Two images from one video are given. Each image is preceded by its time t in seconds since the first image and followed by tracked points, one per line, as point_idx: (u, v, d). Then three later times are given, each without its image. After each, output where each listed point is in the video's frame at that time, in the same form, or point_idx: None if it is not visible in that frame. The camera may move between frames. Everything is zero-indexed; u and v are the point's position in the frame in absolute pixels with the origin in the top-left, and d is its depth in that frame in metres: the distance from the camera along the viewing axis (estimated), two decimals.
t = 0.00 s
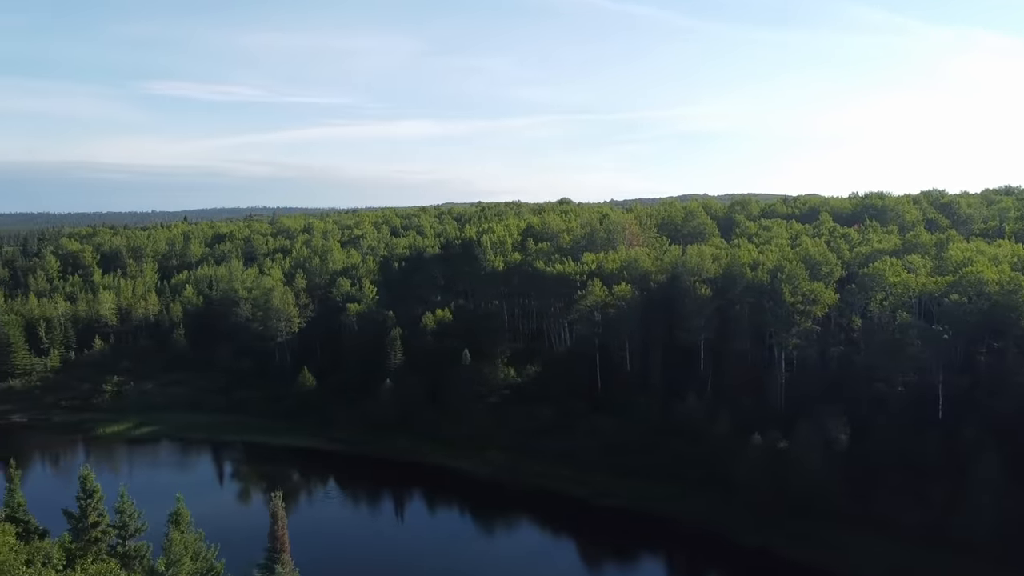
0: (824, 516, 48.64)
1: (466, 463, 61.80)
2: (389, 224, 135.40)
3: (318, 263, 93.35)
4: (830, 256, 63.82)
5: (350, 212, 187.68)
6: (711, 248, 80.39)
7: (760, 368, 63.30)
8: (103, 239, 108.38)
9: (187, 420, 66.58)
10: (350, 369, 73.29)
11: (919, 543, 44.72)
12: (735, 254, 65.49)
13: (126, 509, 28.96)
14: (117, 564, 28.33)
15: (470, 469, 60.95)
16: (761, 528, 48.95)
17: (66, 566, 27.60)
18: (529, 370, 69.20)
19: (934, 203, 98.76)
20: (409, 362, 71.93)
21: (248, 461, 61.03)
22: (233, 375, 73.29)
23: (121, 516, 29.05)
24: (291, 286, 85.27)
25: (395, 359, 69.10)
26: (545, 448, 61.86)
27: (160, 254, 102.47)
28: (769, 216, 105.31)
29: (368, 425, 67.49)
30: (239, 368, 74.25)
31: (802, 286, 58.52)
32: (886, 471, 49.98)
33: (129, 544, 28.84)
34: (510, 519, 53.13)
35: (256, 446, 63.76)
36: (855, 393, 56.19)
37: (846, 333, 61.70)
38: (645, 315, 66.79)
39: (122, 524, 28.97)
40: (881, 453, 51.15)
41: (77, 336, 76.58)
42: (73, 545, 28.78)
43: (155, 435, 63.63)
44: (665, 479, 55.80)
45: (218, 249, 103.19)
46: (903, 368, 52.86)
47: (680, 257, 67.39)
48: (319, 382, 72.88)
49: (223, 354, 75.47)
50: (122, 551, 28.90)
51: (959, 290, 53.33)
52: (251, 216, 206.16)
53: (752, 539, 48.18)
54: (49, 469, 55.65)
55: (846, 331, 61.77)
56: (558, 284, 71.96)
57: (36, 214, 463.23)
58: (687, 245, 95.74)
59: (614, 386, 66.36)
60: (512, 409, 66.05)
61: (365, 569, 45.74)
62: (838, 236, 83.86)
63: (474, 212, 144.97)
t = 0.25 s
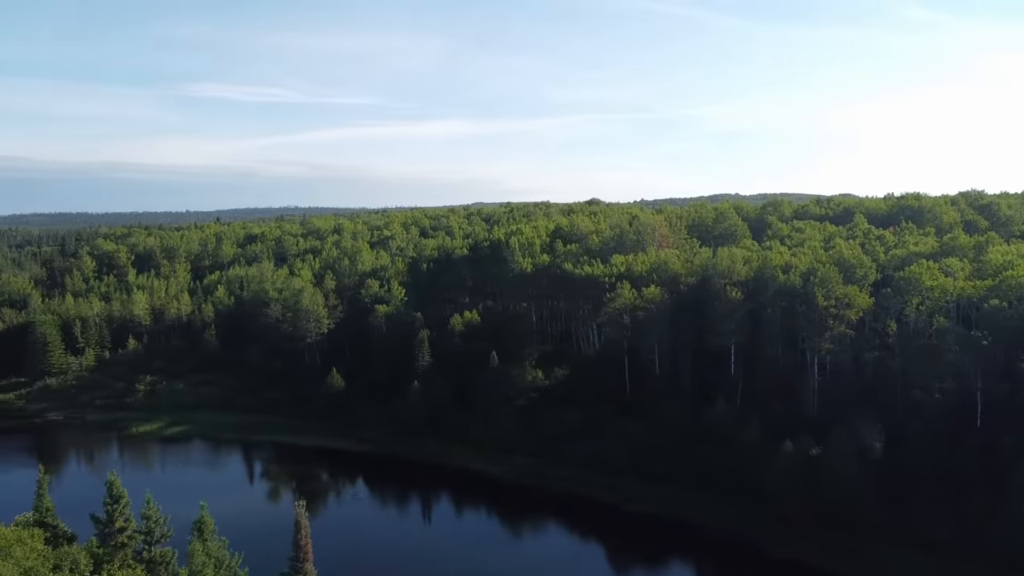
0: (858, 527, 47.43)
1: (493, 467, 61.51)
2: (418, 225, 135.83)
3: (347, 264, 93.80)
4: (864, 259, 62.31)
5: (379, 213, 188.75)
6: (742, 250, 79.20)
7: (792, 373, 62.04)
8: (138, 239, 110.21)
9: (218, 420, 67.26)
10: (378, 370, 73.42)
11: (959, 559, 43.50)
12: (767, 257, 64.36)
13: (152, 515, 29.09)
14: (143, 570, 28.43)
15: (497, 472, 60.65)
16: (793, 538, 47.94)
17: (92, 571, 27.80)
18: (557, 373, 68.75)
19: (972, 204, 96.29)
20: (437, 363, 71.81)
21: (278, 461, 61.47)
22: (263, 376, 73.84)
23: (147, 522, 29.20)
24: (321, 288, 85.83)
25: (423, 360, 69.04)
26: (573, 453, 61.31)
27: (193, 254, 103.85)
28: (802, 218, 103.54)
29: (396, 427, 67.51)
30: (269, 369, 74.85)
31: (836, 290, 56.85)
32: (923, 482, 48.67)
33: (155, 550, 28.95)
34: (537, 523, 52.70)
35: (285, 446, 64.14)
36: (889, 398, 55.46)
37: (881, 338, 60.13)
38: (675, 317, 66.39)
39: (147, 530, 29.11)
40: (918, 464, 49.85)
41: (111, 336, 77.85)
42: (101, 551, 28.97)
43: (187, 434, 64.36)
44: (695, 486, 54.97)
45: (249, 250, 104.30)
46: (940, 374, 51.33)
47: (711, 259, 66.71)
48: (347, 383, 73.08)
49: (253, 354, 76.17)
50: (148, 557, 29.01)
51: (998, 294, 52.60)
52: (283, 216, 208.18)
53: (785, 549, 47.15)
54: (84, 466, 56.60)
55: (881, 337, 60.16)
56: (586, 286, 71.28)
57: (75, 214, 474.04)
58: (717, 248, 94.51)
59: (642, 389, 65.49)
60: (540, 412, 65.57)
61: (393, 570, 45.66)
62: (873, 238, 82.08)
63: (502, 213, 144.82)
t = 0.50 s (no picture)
0: (899, 538, 46.00)
1: (525, 470, 61.12)
2: (452, 225, 136.18)
3: (381, 265, 94.29)
4: (907, 262, 60.47)
5: (413, 213, 189.82)
6: (780, 253, 77.75)
7: (831, 378, 60.84)
8: (177, 240, 112.19)
9: (253, 420, 68.00)
10: (411, 371, 73.57)
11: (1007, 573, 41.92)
12: (806, 259, 62.96)
13: (181, 521, 29.50)
14: None
15: (530, 476, 60.25)
16: (831, 548, 46.75)
17: None
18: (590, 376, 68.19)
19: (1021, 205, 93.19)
20: (469, 366, 71.33)
21: (312, 461, 61.93)
22: (298, 376, 74.59)
23: (177, 528, 29.65)
24: (355, 289, 86.40)
25: (456, 363, 68.97)
26: (606, 457, 60.73)
27: (231, 255, 105.39)
28: (842, 219, 101.30)
29: (429, 429, 67.51)
30: (304, 369, 75.51)
31: (877, 294, 55.59)
32: (968, 493, 47.23)
33: (184, 557, 29.33)
34: (569, 528, 52.16)
35: (319, 446, 64.62)
36: (931, 406, 54.34)
37: (924, 344, 58.71)
38: (712, 320, 64.79)
39: (177, 536, 29.54)
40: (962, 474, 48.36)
41: (151, 335, 79.24)
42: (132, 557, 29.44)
43: (224, 434, 65.17)
44: (731, 493, 53.94)
45: (285, 251, 105.50)
46: (985, 381, 49.96)
47: (747, 262, 65.37)
48: (380, 384, 73.37)
49: (288, 355, 76.95)
50: (178, 564, 29.39)
51: None
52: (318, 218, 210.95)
53: (823, 560, 45.95)
54: (123, 464, 57.65)
55: (924, 342, 58.64)
56: (620, 288, 70.86)
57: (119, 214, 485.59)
58: (754, 250, 92.94)
59: (677, 393, 64.47)
60: (573, 416, 65.02)
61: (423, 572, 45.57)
62: (916, 240, 79.91)
63: (536, 214, 144.25)
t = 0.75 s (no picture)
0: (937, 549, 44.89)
1: (553, 474, 60.66)
2: (481, 226, 136.32)
3: (410, 266, 94.57)
4: (945, 266, 58.78)
5: (442, 214, 190.56)
6: (814, 255, 76.34)
7: (865, 383, 59.52)
8: (210, 241, 113.74)
9: (283, 420, 68.51)
10: (439, 373, 73.53)
11: None
12: (840, 262, 61.68)
13: (207, 527, 29.60)
14: None
15: (557, 480, 59.78)
16: (865, 558, 45.64)
17: None
18: (619, 379, 67.56)
19: None
20: (497, 368, 70.99)
21: (341, 461, 62.27)
22: (327, 377, 75.09)
23: (202, 535, 29.74)
24: (383, 290, 86.72)
25: (484, 365, 68.77)
26: (634, 461, 60.17)
27: (263, 256, 106.61)
28: (877, 220, 99.22)
29: (456, 431, 67.34)
30: (332, 370, 75.93)
31: (913, 297, 53.92)
32: (1007, 505, 46.08)
33: (209, 563, 29.39)
34: (597, 533, 51.53)
35: (347, 446, 64.94)
36: (969, 413, 52.73)
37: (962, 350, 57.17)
38: (742, 324, 63.90)
39: (202, 542, 29.65)
40: (1001, 486, 47.18)
41: (184, 335, 80.30)
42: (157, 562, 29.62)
43: (254, 434, 65.74)
44: (761, 501, 52.95)
45: (316, 251, 106.37)
46: None
47: (780, 264, 64.17)
48: (408, 386, 73.53)
49: (318, 355, 77.45)
50: (203, 570, 29.41)
51: None
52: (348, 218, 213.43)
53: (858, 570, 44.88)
54: (156, 463, 58.51)
55: (962, 348, 57.06)
56: (649, 290, 69.96)
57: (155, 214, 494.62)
58: (787, 252, 91.45)
59: (706, 398, 63.54)
60: (601, 420, 64.44)
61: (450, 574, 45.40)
62: (955, 242, 77.88)
63: (565, 215, 143.66)
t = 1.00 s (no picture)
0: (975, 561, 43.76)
1: (581, 477, 60.12)
2: (510, 227, 136.06)
3: (439, 267, 94.66)
4: (985, 270, 57.00)
5: (471, 215, 190.58)
6: (848, 258, 74.87)
7: (900, 389, 58.20)
8: (242, 242, 115.04)
9: (312, 421, 68.91)
10: (468, 375, 73.25)
11: None
12: (875, 265, 60.52)
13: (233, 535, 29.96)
14: None
15: (585, 483, 59.26)
16: (899, 567, 44.62)
17: None
18: (648, 383, 66.87)
19: None
20: (526, 371, 70.54)
21: (370, 461, 62.53)
22: (356, 378, 75.40)
23: (228, 542, 30.15)
24: (412, 291, 86.96)
25: (511, 368, 68.40)
26: (664, 465, 59.35)
27: (293, 257, 107.58)
28: (914, 222, 97.01)
29: (484, 433, 67.04)
30: (362, 371, 76.26)
31: (951, 302, 52.54)
32: None
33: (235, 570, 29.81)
34: (626, 538, 50.90)
35: (376, 447, 65.12)
36: (1010, 422, 51.26)
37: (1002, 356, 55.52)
38: (773, 327, 62.53)
39: (228, 549, 30.05)
40: None
41: (216, 335, 81.27)
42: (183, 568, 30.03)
43: (284, 434, 66.25)
44: (793, 508, 51.81)
45: (346, 252, 107.06)
46: None
47: (813, 267, 62.70)
48: (436, 387, 73.57)
49: (347, 356, 77.88)
50: None
51: None
52: (377, 219, 214.43)
53: None
54: (189, 462, 59.28)
55: (1002, 355, 55.42)
56: (680, 293, 68.99)
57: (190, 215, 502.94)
58: (820, 255, 89.79)
59: (737, 402, 62.59)
60: (631, 424, 63.70)
61: None
62: (996, 245, 75.79)
63: (594, 216, 142.85)
